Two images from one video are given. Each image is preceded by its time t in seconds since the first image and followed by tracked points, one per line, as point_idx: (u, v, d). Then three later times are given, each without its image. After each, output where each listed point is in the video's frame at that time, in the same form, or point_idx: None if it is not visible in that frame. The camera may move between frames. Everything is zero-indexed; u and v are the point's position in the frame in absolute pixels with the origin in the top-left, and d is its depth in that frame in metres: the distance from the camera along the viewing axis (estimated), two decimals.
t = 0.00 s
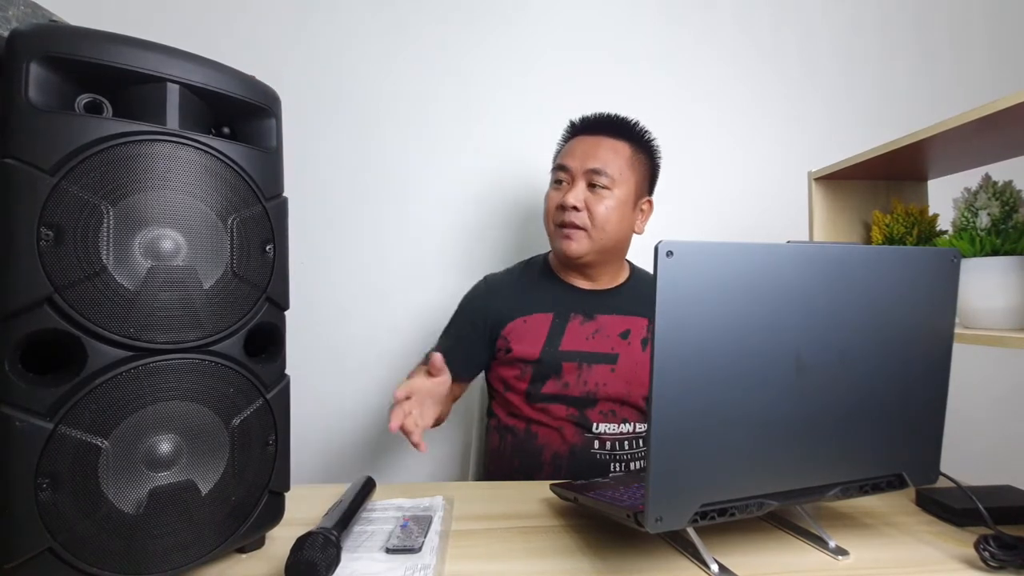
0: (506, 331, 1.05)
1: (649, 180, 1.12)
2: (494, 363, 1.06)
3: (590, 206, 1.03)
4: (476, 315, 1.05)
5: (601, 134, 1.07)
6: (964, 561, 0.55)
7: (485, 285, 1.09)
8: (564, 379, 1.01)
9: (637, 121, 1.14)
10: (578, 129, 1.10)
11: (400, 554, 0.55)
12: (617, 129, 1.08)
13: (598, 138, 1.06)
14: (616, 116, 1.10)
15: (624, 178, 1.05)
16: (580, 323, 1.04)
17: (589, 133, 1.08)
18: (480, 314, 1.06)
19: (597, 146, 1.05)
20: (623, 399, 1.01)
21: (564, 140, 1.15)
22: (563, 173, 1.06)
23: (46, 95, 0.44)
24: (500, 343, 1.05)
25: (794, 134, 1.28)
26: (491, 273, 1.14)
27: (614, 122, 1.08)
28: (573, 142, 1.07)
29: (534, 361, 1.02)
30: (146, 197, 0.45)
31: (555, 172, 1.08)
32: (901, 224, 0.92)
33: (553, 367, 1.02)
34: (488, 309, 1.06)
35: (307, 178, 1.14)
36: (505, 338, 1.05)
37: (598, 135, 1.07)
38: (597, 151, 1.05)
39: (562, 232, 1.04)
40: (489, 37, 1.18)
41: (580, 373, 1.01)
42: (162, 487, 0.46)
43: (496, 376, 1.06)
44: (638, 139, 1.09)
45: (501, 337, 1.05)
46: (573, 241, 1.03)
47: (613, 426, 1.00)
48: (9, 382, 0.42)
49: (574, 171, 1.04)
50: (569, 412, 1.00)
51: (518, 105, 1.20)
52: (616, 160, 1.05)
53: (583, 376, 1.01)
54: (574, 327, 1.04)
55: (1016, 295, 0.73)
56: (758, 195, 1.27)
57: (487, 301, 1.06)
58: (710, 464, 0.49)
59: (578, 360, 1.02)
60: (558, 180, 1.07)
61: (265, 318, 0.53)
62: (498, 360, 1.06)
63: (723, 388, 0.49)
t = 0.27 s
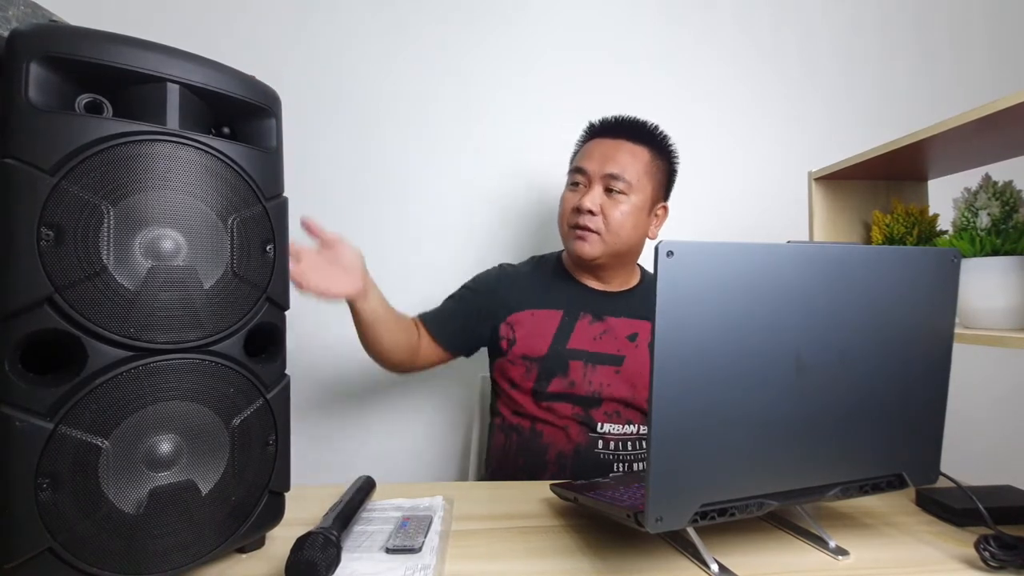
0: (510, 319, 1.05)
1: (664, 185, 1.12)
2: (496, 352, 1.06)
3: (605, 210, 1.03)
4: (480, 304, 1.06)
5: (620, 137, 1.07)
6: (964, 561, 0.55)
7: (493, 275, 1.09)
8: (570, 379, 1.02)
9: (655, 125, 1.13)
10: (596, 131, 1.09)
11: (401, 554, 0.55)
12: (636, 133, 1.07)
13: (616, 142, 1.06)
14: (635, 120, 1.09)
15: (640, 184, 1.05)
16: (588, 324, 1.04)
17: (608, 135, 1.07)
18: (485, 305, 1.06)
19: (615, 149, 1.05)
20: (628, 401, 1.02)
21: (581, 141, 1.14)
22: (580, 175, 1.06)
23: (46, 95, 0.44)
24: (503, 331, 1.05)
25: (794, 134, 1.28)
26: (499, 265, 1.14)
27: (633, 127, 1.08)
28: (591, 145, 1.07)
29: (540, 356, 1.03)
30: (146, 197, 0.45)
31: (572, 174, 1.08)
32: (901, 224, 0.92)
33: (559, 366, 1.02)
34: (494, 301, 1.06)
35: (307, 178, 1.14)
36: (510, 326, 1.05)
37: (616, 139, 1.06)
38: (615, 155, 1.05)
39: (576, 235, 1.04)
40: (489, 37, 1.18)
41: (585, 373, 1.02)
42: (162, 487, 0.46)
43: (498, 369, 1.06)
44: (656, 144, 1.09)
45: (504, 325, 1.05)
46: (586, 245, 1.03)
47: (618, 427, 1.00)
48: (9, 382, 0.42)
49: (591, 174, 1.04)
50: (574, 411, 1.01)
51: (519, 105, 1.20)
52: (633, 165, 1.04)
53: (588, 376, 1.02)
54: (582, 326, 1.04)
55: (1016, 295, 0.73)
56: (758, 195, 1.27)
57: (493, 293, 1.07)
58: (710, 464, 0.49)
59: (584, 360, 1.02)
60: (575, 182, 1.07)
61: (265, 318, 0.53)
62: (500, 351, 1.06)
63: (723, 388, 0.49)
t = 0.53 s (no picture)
0: (511, 302, 1.05)
1: (667, 192, 1.12)
2: (492, 335, 1.06)
3: (609, 219, 1.02)
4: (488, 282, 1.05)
5: (624, 144, 1.06)
6: (964, 561, 0.55)
7: (502, 260, 1.09)
8: (566, 375, 1.02)
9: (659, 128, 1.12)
10: (600, 137, 1.08)
11: (401, 554, 0.55)
12: (641, 141, 1.07)
13: (622, 150, 1.05)
14: (642, 126, 1.08)
15: (645, 193, 1.04)
16: (586, 321, 1.04)
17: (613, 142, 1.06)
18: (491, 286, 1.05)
19: (620, 157, 1.04)
20: (625, 400, 1.01)
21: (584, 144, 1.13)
22: (584, 181, 1.05)
23: (46, 95, 0.44)
24: (502, 313, 1.05)
25: (793, 134, 1.28)
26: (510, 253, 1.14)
27: (639, 135, 1.07)
28: (595, 151, 1.06)
29: (537, 349, 1.03)
30: (146, 197, 0.45)
31: (576, 179, 1.07)
32: (901, 224, 0.92)
33: (555, 361, 1.03)
34: (500, 282, 1.06)
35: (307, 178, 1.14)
36: (509, 308, 1.05)
37: (622, 146, 1.05)
38: (619, 162, 1.03)
39: (579, 243, 1.03)
40: (489, 37, 1.18)
41: (582, 370, 1.02)
42: (162, 487, 0.46)
43: (495, 358, 1.06)
44: (660, 152, 1.09)
45: (504, 306, 1.05)
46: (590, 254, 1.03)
47: (615, 425, 1.00)
48: (9, 382, 0.42)
49: (596, 182, 1.03)
50: (571, 408, 1.01)
51: (518, 105, 1.20)
52: (637, 174, 1.04)
53: (585, 372, 1.02)
54: (581, 323, 1.04)
55: (1016, 296, 0.73)
56: (758, 195, 1.27)
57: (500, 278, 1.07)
58: (710, 464, 0.49)
59: (581, 357, 1.02)
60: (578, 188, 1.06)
61: (265, 318, 0.53)
62: (497, 336, 1.05)
63: (723, 387, 0.49)
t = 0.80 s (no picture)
0: (512, 298, 1.06)
1: (669, 194, 1.12)
2: (492, 333, 1.06)
3: (611, 221, 1.02)
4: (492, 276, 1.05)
5: (627, 146, 1.05)
6: (964, 561, 0.55)
7: (506, 257, 1.10)
8: (566, 375, 1.02)
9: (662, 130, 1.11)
10: (603, 138, 1.08)
11: (401, 554, 0.55)
12: (646, 143, 1.06)
13: (625, 152, 1.05)
14: (646, 129, 1.08)
15: (648, 196, 1.04)
16: (588, 322, 1.05)
17: (617, 143, 1.06)
18: (495, 279, 1.06)
19: (623, 158, 1.04)
20: (626, 401, 1.01)
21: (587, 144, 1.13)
22: (587, 183, 1.04)
23: (46, 95, 0.44)
24: (503, 310, 1.05)
25: (793, 134, 1.28)
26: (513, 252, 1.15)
27: (642, 137, 1.06)
28: (598, 152, 1.06)
29: (538, 347, 1.03)
30: (146, 197, 0.45)
31: (579, 180, 1.06)
32: (901, 224, 0.92)
33: (556, 361, 1.02)
34: (503, 277, 1.06)
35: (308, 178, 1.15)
36: (511, 306, 1.05)
37: (625, 149, 1.05)
38: (622, 164, 1.03)
39: (581, 244, 1.03)
40: (489, 37, 1.18)
41: (582, 371, 1.02)
42: (162, 487, 0.46)
43: (494, 356, 1.06)
44: (664, 155, 1.09)
45: (506, 303, 1.05)
46: (591, 256, 1.03)
47: (615, 426, 1.00)
48: (9, 382, 0.42)
49: (599, 184, 1.03)
50: (572, 408, 1.00)
51: (518, 105, 1.20)
52: (640, 176, 1.03)
53: (585, 373, 1.02)
54: (582, 324, 1.04)
55: (1017, 295, 0.73)
56: (758, 195, 1.27)
57: (504, 274, 1.07)
58: (710, 464, 0.49)
59: (581, 358, 1.02)
60: (580, 188, 1.06)
61: (265, 318, 0.53)
62: (497, 334, 1.05)
63: (723, 387, 0.49)
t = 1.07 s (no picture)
0: (508, 302, 1.05)
1: (663, 189, 1.11)
2: (489, 337, 1.05)
3: (604, 213, 1.02)
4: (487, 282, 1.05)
5: (621, 139, 1.06)
6: (964, 561, 0.55)
7: (500, 260, 1.10)
8: (564, 376, 1.02)
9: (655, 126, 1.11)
10: (597, 133, 1.08)
11: (401, 554, 0.55)
12: (640, 137, 1.07)
13: (619, 145, 1.05)
14: (641, 124, 1.09)
15: (642, 189, 1.05)
16: (585, 322, 1.05)
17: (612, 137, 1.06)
18: (490, 284, 1.06)
19: (617, 151, 1.04)
20: (625, 400, 1.02)
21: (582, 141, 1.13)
22: (581, 175, 1.05)
23: (47, 95, 0.44)
24: (499, 314, 1.05)
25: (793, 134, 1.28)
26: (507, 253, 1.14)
27: (635, 130, 1.07)
28: (592, 146, 1.06)
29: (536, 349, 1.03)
30: (146, 197, 0.45)
31: (574, 173, 1.07)
32: (901, 224, 0.92)
33: (554, 363, 1.02)
34: (498, 281, 1.06)
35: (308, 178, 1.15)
36: (507, 309, 1.05)
37: (620, 142, 1.05)
38: (616, 156, 1.04)
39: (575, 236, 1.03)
40: (489, 37, 1.18)
41: (580, 372, 1.02)
42: (162, 487, 0.46)
43: (491, 360, 1.05)
44: (659, 151, 1.09)
45: (502, 307, 1.05)
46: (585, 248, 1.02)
47: (615, 426, 1.00)
48: (9, 382, 0.42)
49: (594, 176, 1.03)
50: (571, 409, 1.00)
51: (518, 105, 1.20)
52: (634, 168, 1.04)
53: (583, 374, 1.02)
54: (579, 324, 1.04)
55: (1017, 295, 0.73)
56: (758, 194, 1.27)
57: (499, 277, 1.07)
58: (710, 464, 0.49)
59: (579, 358, 1.02)
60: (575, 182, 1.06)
61: (265, 318, 0.53)
62: (493, 339, 1.05)
63: (723, 387, 0.49)
